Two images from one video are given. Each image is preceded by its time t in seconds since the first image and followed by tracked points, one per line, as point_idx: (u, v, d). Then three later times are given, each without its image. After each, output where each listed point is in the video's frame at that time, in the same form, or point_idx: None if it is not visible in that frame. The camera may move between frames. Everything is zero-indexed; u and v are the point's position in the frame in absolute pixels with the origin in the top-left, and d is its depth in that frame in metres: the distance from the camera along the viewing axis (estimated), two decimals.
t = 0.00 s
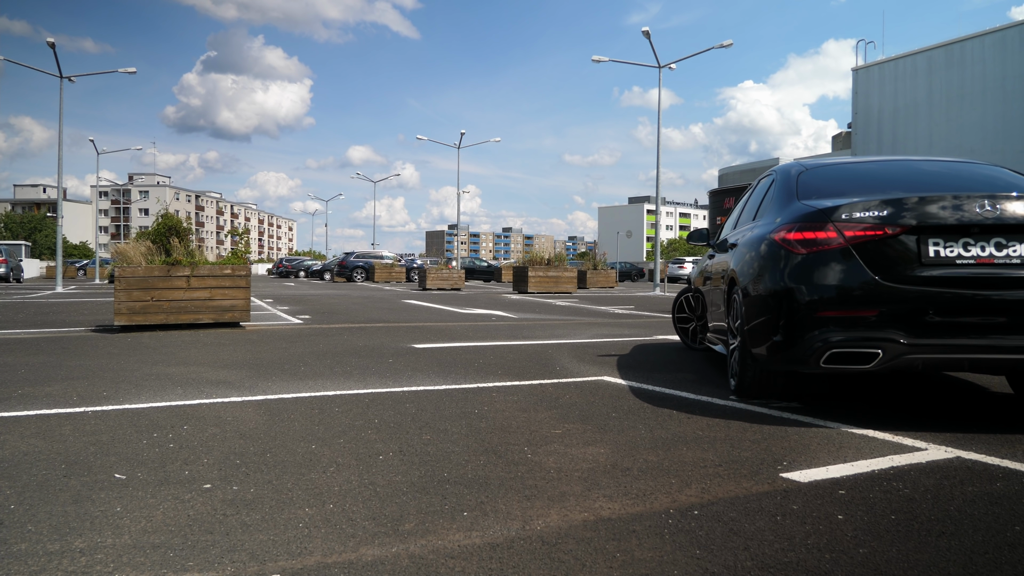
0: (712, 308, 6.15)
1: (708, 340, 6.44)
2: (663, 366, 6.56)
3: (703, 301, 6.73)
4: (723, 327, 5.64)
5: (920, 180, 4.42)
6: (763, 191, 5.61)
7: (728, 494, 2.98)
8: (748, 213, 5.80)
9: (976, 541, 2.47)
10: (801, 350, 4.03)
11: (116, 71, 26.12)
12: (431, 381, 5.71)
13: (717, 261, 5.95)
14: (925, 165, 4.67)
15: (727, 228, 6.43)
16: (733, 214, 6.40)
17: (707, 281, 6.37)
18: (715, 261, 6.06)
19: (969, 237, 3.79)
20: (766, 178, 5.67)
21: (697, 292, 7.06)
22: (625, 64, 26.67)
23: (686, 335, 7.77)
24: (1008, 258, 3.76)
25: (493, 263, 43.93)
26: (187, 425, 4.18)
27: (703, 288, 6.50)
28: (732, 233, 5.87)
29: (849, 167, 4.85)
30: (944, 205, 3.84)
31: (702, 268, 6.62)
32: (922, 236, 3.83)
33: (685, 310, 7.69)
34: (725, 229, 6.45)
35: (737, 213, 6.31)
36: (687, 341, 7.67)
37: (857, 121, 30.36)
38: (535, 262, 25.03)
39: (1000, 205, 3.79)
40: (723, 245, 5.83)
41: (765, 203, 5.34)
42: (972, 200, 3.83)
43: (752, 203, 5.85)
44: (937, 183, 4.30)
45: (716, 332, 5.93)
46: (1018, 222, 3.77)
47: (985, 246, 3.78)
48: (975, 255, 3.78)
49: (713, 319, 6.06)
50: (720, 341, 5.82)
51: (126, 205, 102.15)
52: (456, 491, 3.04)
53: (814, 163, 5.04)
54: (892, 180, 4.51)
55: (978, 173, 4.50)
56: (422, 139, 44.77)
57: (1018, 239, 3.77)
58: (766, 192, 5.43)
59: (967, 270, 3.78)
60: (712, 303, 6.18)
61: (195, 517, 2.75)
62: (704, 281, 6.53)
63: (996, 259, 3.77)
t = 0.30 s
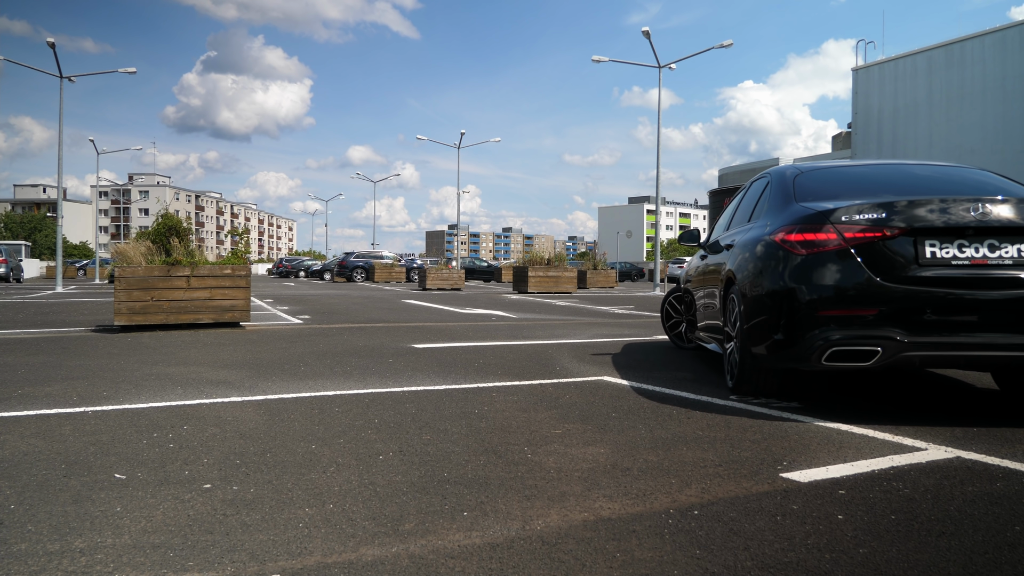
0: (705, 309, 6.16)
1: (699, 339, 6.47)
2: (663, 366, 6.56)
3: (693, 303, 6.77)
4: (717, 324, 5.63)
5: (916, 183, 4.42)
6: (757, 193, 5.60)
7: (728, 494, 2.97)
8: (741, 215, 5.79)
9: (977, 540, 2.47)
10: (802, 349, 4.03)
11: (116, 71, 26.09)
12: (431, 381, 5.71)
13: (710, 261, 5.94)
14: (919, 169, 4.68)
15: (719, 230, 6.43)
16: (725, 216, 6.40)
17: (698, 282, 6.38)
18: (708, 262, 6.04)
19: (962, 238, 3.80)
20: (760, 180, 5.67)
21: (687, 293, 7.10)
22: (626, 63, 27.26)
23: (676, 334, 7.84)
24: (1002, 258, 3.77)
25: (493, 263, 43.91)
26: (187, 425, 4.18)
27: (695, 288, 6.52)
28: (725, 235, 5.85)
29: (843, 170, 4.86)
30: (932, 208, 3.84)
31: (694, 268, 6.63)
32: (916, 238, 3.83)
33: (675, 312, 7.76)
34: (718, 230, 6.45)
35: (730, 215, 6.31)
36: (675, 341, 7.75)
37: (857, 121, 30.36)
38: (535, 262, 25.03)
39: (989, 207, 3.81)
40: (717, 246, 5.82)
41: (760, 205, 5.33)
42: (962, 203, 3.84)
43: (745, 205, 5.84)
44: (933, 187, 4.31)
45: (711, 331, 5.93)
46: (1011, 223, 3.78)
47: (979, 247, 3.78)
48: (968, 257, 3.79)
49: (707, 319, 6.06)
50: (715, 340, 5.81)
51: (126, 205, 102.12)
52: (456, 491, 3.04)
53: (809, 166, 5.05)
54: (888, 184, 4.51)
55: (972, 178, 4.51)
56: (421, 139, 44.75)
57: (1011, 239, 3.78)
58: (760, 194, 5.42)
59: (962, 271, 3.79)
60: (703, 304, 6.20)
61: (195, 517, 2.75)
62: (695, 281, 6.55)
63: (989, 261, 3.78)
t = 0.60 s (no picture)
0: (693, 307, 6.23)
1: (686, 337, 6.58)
2: (662, 365, 6.57)
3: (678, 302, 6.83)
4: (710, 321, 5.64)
5: (907, 191, 4.46)
6: (748, 196, 5.62)
7: (728, 494, 2.98)
8: (732, 216, 5.82)
9: (976, 540, 2.47)
10: (802, 347, 4.03)
11: (116, 71, 26.06)
12: (431, 381, 5.71)
13: (701, 263, 5.96)
14: (909, 175, 4.71)
15: (710, 231, 6.45)
16: (714, 216, 6.42)
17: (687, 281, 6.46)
18: (698, 263, 6.08)
19: (952, 239, 3.80)
20: (751, 183, 5.69)
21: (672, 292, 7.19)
22: (626, 63, 26.32)
23: (659, 333, 7.95)
24: (993, 258, 3.78)
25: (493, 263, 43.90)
26: (187, 425, 4.18)
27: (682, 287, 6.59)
28: (716, 236, 5.88)
29: (836, 174, 4.88)
30: (914, 212, 3.85)
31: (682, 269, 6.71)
32: (908, 240, 3.83)
33: (659, 311, 7.85)
34: (708, 231, 6.47)
35: (719, 216, 6.33)
36: (659, 340, 7.85)
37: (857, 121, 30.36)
38: (535, 262, 25.04)
39: (974, 209, 3.82)
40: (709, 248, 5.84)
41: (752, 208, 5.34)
42: (948, 206, 3.85)
43: (735, 207, 5.86)
44: (924, 194, 4.35)
45: (701, 330, 5.97)
46: (1001, 224, 3.79)
47: (970, 248, 3.79)
48: (959, 258, 3.79)
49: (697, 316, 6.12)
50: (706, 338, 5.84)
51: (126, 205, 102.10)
52: (456, 491, 3.03)
53: (802, 170, 5.07)
54: (879, 192, 4.55)
55: (960, 185, 4.55)
56: (421, 139, 44.74)
57: (1000, 240, 3.79)
58: (753, 197, 5.44)
59: (955, 272, 3.78)
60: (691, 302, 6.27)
61: (195, 517, 2.75)
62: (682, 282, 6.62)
63: (979, 262, 3.78)
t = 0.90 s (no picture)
0: (677, 305, 6.36)
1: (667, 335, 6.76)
2: (662, 364, 6.58)
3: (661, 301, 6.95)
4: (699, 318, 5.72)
5: (893, 198, 4.65)
6: (736, 199, 5.77)
7: (728, 494, 2.98)
8: (719, 218, 5.96)
9: (977, 540, 2.47)
10: (801, 344, 4.18)
11: (116, 72, 26.12)
12: (431, 381, 5.71)
13: (688, 263, 6.09)
14: (892, 182, 4.91)
15: (694, 232, 6.59)
16: (699, 217, 6.56)
17: (672, 281, 6.58)
18: (683, 263, 6.20)
19: (936, 242, 3.97)
20: (738, 187, 5.84)
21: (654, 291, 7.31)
22: (625, 63, 26.06)
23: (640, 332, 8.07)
24: (976, 259, 3.96)
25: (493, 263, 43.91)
26: (187, 425, 4.18)
27: (666, 286, 6.71)
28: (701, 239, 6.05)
29: (825, 179, 5.05)
30: (893, 217, 4.01)
31: (666, 268, 6.83)
32: (895, 243, 3.99)
33: (641, 310, 7.98)
34: (692, 232, 6.61)
35: (704, 218, 6.47)
36: (641, 338, 7.98)
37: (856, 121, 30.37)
38: (535, 262, 25.05)
39: (956, 212, 3.98)
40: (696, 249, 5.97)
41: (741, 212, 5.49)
42: (930, 210, 4.01)
43: (721, 210, 6.01)
44: (908, 201, 4.55)
45: (687, 327, 6.07)
46: (983, 227, 3.96)
47: (954, 250, 3.96)
48: (946, 260, 3.96)
49: (683, 314, 6.24)
50: (693, 335, 5.94)
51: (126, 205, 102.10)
52: (456, 491, 3.04)
53: (791, 174, 5.23)
54: (865, 199, 4.74)
55: (941, 193, 4.76)
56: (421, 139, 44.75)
57: (982, 242, 3.96)
58: (741, 201, 5.59)
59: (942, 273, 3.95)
60: (676, 300, 6.39)
61: (195, 517, 2.75)
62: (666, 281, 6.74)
63: (964, 263, 3.95)
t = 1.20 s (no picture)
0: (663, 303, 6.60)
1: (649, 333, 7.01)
2: (662, 365, 6.58)
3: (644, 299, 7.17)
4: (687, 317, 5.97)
5: (875, 205, 4.99)
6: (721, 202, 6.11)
7: (727, 494, 2.98)
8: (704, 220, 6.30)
9: (977, 540, 2.47)
10: (793, 340, 4.51)
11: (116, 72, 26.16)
12: (431, 381, 5.71)
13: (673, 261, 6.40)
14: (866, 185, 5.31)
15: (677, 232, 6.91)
16: (682, 217, 6.89)
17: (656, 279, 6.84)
18: (669, 262, 6.50)
19: (918, 245, 4.34)
20: (721, 191, 6.19)
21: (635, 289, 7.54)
22: (625, 63, 25.44)
23: (618, 328, 8.28)
24: (954, 260, 4.34)
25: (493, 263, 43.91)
26: (187, 425, 4.18)
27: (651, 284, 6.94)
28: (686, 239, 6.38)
29: (811, 186, 5.40)
30: (870, 221, 4.40)
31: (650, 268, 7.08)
32: (880, 245, 4.36)
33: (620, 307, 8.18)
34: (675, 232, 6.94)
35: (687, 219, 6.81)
36: (618, 335, 8.17)
37: (856, 121, 30.37)
38: (535, 262, 25.05)
39: (935, 216, 4.36)
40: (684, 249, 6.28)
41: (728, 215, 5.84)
42: (911, 216, 4.39)
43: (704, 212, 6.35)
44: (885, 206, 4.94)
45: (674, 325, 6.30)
46: (959, 232, 4.35)
47: (935, 251, 4.33)
48: (926, 261, 4.33)
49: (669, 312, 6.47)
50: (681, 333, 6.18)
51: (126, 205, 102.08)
52: (456, 491, 3.04)
53: (779, 180, 5.58)
54: (847, 206, 5.09)
55: (917, 201, 5.13)
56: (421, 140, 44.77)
57: (959, 245, 4.35)
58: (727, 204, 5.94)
59: (923, 274, 4.32)
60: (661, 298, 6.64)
61: (195, 517, 2.75)
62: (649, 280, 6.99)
63: (942, 264, 4.33)
